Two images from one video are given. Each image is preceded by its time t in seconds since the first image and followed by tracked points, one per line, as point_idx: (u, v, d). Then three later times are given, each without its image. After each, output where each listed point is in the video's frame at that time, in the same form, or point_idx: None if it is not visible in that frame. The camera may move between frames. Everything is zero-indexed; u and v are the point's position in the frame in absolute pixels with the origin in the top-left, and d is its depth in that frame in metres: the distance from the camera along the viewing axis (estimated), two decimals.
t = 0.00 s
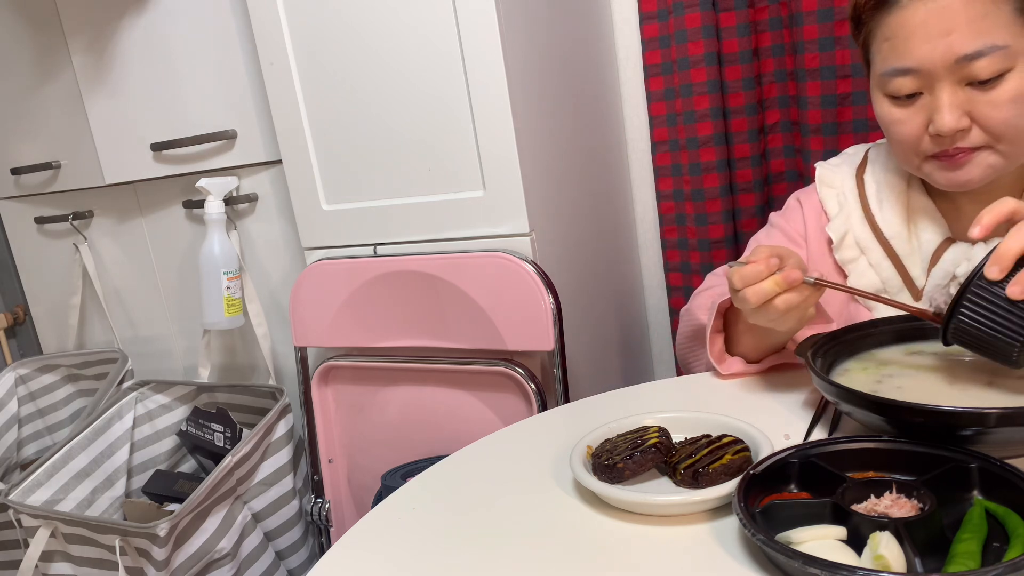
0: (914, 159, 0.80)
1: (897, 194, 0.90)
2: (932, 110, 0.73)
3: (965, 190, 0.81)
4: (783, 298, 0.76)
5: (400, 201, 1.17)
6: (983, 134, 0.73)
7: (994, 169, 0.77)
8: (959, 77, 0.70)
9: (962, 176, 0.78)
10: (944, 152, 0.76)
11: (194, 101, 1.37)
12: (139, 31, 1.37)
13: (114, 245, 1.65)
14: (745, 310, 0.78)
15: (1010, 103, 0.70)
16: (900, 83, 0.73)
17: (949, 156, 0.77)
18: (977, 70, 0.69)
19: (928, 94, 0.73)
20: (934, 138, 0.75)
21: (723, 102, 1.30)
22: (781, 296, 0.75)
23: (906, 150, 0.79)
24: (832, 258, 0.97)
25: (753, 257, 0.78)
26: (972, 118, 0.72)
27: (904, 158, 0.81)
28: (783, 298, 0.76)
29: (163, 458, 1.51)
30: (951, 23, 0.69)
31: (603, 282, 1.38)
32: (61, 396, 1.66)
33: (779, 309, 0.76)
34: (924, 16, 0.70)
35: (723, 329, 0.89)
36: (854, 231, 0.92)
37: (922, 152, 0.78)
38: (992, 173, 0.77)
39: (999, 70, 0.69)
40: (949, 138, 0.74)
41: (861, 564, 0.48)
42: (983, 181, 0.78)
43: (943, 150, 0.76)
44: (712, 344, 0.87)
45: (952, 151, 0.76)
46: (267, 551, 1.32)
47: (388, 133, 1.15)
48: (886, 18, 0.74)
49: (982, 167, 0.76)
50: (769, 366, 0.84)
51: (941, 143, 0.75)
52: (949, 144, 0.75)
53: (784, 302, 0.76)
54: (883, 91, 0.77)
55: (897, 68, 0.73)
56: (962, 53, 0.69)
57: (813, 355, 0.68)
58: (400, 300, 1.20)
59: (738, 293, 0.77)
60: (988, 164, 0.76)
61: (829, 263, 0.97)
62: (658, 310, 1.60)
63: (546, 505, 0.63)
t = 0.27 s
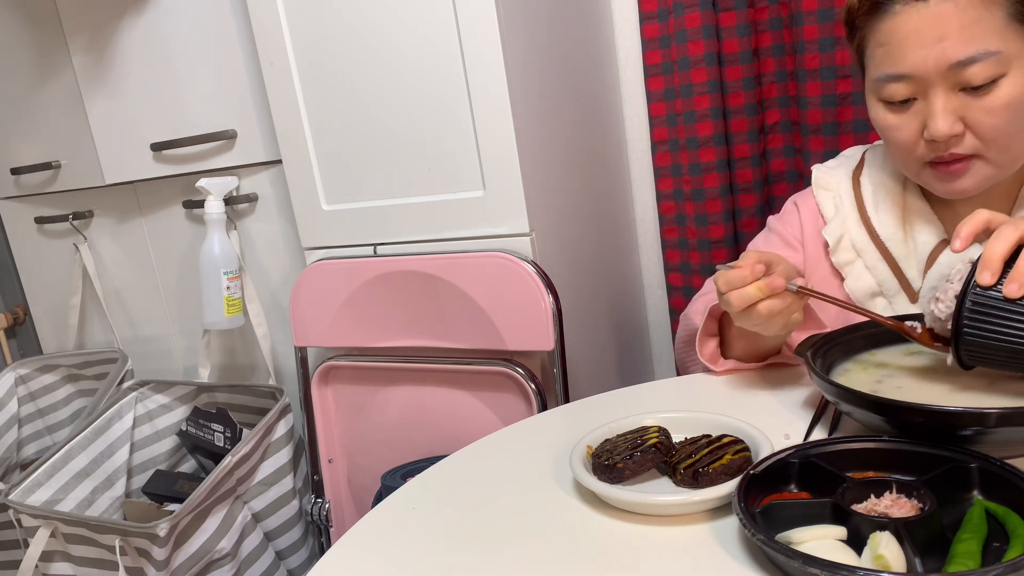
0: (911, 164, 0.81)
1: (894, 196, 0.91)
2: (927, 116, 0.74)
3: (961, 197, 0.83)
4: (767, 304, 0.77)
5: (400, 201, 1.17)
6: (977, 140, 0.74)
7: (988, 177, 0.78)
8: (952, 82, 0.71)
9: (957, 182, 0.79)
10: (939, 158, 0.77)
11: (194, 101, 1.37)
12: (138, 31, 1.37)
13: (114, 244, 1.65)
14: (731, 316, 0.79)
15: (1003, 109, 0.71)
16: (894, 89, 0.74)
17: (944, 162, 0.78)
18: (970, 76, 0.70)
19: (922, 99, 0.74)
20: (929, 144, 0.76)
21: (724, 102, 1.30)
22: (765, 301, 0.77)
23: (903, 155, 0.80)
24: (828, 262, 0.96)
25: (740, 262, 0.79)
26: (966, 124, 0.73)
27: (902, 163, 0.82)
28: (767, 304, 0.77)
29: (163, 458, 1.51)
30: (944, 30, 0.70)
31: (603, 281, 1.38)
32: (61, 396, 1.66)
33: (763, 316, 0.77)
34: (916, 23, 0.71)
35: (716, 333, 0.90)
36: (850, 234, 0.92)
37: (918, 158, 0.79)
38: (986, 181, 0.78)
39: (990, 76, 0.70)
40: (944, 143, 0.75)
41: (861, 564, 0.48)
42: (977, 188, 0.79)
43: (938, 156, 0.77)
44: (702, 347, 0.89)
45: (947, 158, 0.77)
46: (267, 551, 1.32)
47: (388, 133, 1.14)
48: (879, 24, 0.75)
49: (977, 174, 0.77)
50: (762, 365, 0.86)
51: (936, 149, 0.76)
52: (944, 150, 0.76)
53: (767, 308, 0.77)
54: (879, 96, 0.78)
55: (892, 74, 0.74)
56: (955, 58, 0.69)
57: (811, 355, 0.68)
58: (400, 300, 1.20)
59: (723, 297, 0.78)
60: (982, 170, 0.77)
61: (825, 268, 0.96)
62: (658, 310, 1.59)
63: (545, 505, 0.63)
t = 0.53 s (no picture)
0: (907, 168, 0.81)
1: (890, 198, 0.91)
2: (921, 120, 0.74)
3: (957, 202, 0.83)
4: (761, 309, 0.77)
5: (400, 201, 1.17)
6: (973, 144, 0.74)
7: (984, 181, 0.78)
8: (946, 86, 0.71)
9: (954, 186, 0.79)
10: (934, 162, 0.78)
11: (194, 101, 1.37)
12: (138, 31, 1.37)
13: (114, 245, 1.65)
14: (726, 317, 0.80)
15: (997, 112, 0.71)
16: (888, 93, 0.75)
17: (940, 166, 0.78)
18: (964, 79, 0.70)
19: (916, 103, 0.74)
20: (924, 148, 0.76)
21: (723, 102, 1.30)
22: (759, 306, 0.77)
23: (899, 158, 0.80)
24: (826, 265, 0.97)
25: (736, 265, 0.79)
26: (961, 128, 0.73)
27: (899, 166, 0.82)
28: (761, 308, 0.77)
29: (163, 458, 1.51)
30: (937, 34, 0.70)
31: (603, 281, 1.38)
32: (61, 396, 1.66)
33: (757, 319, 0.78)
34: (909, 28, 0.72)
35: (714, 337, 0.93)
36: (846, 236, 0.93)
37: (914, 161, 0.79)
38: (983, 185, 0.79)
39: (985, 79, 0.70)
40: (939, 147, 0.75)
41: (861, 564, 0.48)
42: (973, 192, 0.80)
43: (933, 159, 0.77)
44: (700, 350, 0.92)
45: (943, 161, 0.77)
46: (267, 551, 1.32)
47: (388, 133, 1.15)
48: (873, 29, 0.75)
49: (973, 178, 0.77)
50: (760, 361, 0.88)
51: (931, 153, 0.76)
52: (939, 153, 0.76)
53: (761, 311, 0.77)
54: (873, 100, 0.78)
55: (886, 78, 0.74)
56: (948, 62, 0.70)
57: (811, 355, 0.68)
58: (400, 300, 1.20)
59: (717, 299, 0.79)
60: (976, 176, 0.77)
61: (822, 270, 0.97)
62: (658, 310, 1.60)
63: (546, 505, 0.63)
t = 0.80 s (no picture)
0: (903, 170, 0.81)
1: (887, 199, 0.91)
2: (914, 123, 0.74)
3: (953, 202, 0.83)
4: (761, 315, 0.77)
5: (400, 201, 1.17)
6: (966, 145, 0.74)
7: (980, 181, 0.78)
8: (938, 90, 0.71)
9: (949, 187, 0.79)
10: (929, 164, 0.78)
11: (194, 101, 1.37)
12: (138, 31, 1.37)
13: (114, 245, 1.65)
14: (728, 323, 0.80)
15: (990, 115, 0.71)
16: (881, 97, 0.75)
17: (936, 168, 0.78)
18: (955, 82, 0.70)
19: (909, 107, 0.74)
20: (918, 151, 0.76)
21: (723, 102, 1.30)
22: (760, 313, 0.77)
23: (894, 161, 0.80)
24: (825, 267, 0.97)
25: (741, 271, 0.80)
26: (954, 130, 0.73)
27: (894, 169, 0.83)
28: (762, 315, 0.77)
29: (163, 458, 1.51)
30: (927, 38, 0.70)
31: (603, 281, 1.38)
32: (61, 396, 1.66)
33: (757, 326, 0.77)
34: (899, 32, 0.72)
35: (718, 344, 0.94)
36: (844, 238, 0.93)
37: (909, 164, 0.79)
38: (979, 186, 0.79)
39: (976, 82, 0.70)
40: (933, 150, 0.75)
41: (861, 564, 0.48)
42: (969, 193, 0.80)
43: (928, 162, 0.77)
44: (705, 358, 0.94)
45: (938, 163, 0.77)
46: (267, 552, 1.32)
47: (388, 133, 1.15)
48: (863, 33, 0.75)
49: (968, 179, 0.78)
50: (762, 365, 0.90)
51: (925, 156, 0.76)
52: (933, 156, 0.76)
53: (761, 318, 0.77)
54: (867, 104, 0.78)
55: (878, 83, 0.74)
56: (939, 66, 0.70)
57: (811, 355, 0.68)
58: (400, 300, 1.20)
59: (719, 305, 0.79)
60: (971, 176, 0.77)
61: (821, 273, 0.97)
62: (658, 310, 1.59)
63: (546, 505, 0.63)
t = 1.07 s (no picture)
0: (899, 172, 0.81)
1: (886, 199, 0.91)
2: (908, 126, 0.74)
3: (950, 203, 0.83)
4: (770, 283, 0.79)
5: (399, 201, 1.17)
6: (961, 147, 0.74)
7: (977, 182, 0.78)
8: (932, 92, 0.71)
9: (945, 188, 0.79)
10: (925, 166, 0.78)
11: (195, 101, 1.37)
12: (138, 31, 1.37)
13: (114, 245, 1.65)
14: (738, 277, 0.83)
15: (984, 116, 0.71)
16: (875, 100, 0.75)
17: (932, 169, 0.78)
18: (949, 85, 0.70)
19: (903, 110, 0.74)
20: (914, 153, 0.76)
21: (723, 103, 1.30)
22: (770, 281, 0.79)
23: (891, 163, 0.80)
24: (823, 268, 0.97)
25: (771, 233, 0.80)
26: (949, 132, 0.73)
27: (891, 171, 0.83)
28: (771, 283, 0.79)
29: (163, 458, 1.51)
30: (919, 41, 0.70)
31: (603, 281, 1.38)
32: (61, 396, 1.66)
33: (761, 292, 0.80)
34: (892, 36, 0.72)
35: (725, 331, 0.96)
36: (843, 239, 0.93)
37: (905, 166, 0.79)
38: (976, 187, 0.79)
39: (970, 84, 0.70)
40: (929, 152, 0.75)
41: (861, 564, 0.48)
42: (966, 194, 0.79)
43: (924, 164, 0.77)
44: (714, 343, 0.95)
45: (934, 165, 0.77)
46: (267, 552, 1.32)
47: (388, 133, 1.14)
48: (857, 37, 0.75)
49: (964, 180, 0.77)
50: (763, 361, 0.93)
51: (921, 158, 0.76)
52: (929, 158, 0.76)
53: (768, 285, 0.79)
54: (862, 107, 0.78)
55: (872, 86, 0.74)
56: (932, 69, 0.70)
57: (811, 355, 0.68)
58: (400, 300, 1.20)
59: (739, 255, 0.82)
60: (969, 177, 0.77)
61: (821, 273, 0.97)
62: (658, 310, 1.59)
63: (545, 505, 0.63)
